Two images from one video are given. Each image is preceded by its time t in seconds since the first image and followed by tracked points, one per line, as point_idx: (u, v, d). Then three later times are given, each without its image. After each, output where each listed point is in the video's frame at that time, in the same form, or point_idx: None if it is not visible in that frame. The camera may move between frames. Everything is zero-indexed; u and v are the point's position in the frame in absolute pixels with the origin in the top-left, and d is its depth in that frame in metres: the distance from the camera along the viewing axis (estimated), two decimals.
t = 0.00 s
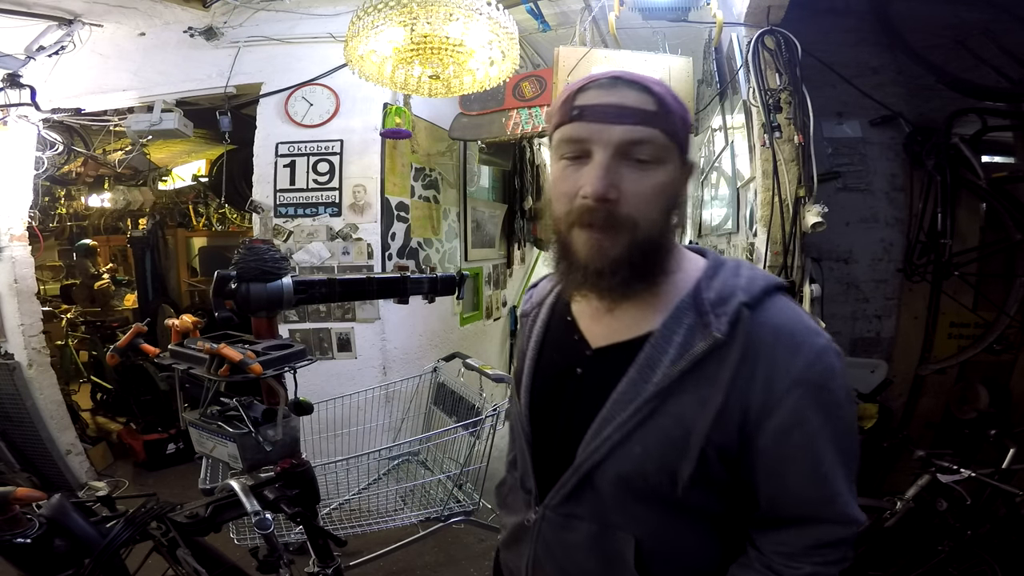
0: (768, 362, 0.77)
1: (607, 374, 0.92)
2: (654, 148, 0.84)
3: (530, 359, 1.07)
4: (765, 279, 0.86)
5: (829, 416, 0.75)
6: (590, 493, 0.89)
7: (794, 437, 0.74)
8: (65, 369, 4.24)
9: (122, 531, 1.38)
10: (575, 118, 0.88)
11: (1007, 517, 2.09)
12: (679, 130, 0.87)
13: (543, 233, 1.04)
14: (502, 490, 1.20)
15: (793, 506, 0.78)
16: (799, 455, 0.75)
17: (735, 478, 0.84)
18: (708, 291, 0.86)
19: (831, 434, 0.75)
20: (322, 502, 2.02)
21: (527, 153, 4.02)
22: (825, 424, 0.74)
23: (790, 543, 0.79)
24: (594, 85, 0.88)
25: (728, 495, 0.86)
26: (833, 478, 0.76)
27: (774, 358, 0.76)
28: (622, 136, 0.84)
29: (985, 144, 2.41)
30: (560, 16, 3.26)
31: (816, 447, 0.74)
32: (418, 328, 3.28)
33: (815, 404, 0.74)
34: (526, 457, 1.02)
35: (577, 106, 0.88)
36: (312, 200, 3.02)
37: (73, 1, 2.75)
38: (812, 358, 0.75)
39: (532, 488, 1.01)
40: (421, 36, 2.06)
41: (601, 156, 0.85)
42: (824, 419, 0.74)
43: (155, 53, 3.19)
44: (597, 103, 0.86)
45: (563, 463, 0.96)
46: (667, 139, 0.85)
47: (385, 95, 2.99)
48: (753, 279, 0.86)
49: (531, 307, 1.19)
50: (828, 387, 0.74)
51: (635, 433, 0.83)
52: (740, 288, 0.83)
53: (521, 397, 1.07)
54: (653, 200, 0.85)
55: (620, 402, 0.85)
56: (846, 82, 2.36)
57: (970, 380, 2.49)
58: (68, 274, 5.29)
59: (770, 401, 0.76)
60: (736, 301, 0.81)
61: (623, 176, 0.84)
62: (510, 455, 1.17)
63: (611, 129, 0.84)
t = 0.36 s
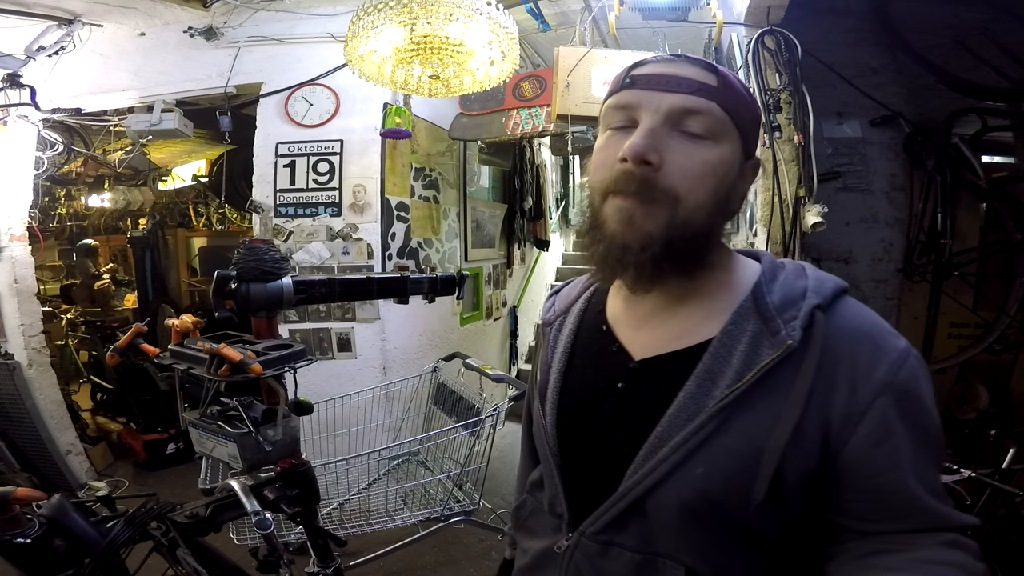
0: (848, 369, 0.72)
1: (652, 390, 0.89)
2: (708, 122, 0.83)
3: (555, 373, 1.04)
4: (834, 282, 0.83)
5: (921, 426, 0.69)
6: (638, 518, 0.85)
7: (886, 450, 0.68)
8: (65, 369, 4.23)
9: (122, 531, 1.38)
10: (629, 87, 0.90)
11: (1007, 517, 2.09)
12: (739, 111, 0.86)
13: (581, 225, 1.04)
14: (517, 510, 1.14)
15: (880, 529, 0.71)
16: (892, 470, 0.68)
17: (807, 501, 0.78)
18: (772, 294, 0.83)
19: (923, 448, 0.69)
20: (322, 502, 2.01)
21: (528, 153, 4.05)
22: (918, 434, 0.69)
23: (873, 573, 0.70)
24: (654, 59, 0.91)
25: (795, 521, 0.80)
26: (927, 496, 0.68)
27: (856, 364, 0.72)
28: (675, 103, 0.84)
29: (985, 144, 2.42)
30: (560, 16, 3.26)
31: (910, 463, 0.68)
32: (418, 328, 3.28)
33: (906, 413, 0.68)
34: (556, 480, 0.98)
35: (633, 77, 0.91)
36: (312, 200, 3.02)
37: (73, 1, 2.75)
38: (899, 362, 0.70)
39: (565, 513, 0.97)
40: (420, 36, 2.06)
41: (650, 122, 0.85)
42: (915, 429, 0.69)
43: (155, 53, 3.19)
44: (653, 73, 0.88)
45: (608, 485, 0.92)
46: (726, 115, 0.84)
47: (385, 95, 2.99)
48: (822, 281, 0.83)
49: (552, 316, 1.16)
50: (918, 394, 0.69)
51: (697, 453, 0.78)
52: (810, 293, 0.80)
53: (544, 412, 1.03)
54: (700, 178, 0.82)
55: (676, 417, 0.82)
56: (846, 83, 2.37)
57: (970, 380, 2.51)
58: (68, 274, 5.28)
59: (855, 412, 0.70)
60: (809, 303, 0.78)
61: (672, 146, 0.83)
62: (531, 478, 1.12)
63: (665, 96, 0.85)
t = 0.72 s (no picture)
0: (862, 376, 0.72)
1: (662, 400, 0.89)
2: (705, 136, 0.82)
3: (561, 384, 1.04)
4: (846, 284, 0.83)
5: (946, 432, 0.67)
6: (651, 529, 0.84)
7: (905, 458, 0.66)
8: (65, 369, 4.23)
9: (122, 531, 1.38)
10: (607, 106, 0.86)
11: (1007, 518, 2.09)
12: (728, 109, 0.84)
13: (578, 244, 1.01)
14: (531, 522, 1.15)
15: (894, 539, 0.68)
16: (914, 480, 0.66)
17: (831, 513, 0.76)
18: (781, 299, 0.82)
19: (950, 455, 0.67)
20: (322, 502, 2.01)
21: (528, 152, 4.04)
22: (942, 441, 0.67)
23: None
24: (623, 68, 0.86)
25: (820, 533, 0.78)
26: (953, 501, 0.66)
27: (868, 370, 0.72)
28: (667, 124, 0.81)
29: (986, 144, 2.42)
30: (560, 16, 3.26)
31: (935, 470, 0.66)
32: (418, 328, 3.28)
33: (925, 418, 0.67)
34: (564, 492, 0.97)
35: (605, 93, 0.86)
36: (312, 200, 3.02)
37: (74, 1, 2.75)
38: (912, 368, 0.70)
39: (575, 526, 0.96)
40: (420, 36, 2.06)
41: (647, 150, 0.82)
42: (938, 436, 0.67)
43: (155, 53, 3.19)
44: (632, 89, 0.84)
45: (620, 495, 0.92)
46: (717, 121, 0.83)
47: (385, 95, 2.99)
48: (833, 284, 0.83)
49: (555, 324, 1.16)
50: (938, 399, 0.68)
51: (709, 465, 0.78)
52: (820, 297, 0.80)
53: (551, 424, 1.02)
54: (709, 197, 0.83)
55: (687, 428, 0.82)
56: (846, 83, 2.36)
57: (970, 380, 2.52)
58: (69, 274, 5.28)
59: (868, 420, 0.70)
60: (819, 309, 0.77)
61: (675, 171, 0.81)
62: (540, 489, 1.12)
63: (655, 117, 0.82)
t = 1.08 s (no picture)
0: (845, 384, 0.69)
1: (649, 399, 0.89)
2: (665, 134, 0.82)
3: (564, 380, 1.06)
4: (842, 289, 0.79)
5: (930, 447, 0.64)
6: (630, 523, 0.85)
7: (885, 473, 0.64)
8: (65, 369, 4.22)
9: (122, 531, 1.38)
10: (569, 119, 0.88)
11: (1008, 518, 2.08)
12: (688, 104, 0.84)
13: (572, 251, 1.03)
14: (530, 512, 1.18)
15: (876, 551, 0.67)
16: (895, 496, 0.63)
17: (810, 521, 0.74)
18: (772, 302, 0.80)
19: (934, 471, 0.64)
20: (322, 502, 2.00)
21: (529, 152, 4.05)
22: (926, 457, 0.64)
23: None
24: (580, 80, 0.89)
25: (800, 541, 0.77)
26: (935, 519, 0.64)
27: (853, 380, 0.69)
28: (624, 126, 0.82)
29: (986, 144, 2.42)
30: (560, 16, 3.26)
31: (915, 488, 0.63)
32: (418, 328, 3.28)
33: (908, 433, 0.64)
34: (558, 485, 1.00)
35: (567, 105, 0.89)
36: (312, 200, 3.02)
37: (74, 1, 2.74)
38: (901, 380, 0.66)
39: (564, 517, 1.00)
40: (420, 36, 2.06)
41: (609, 155, 0.83)
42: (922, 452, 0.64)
43: (155, 53, 3.19)
44: (589, 97, 0.86)
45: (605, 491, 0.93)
46: (676, 117, 0.82)
47: (385, 96, 2.99)
48: (828, 288, 0.79)
49: (568, 322, 1.18)
50: (925, 414, 0.65)
51: (683, 463, 0.78)
52: (811, 299, 0.77)
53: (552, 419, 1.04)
54: (678, 193, 0.82)
55: (665, 428, 0.81)
56: (846, 83, 2.36)
57: (971, 381, 2.54)
58: (69, 274, 5.28)
59: (848, 432, 0.68)
60: (806, 313, 0.75)
61: (638, 172, 0.82)
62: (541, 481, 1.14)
63: (612, 122, 0.83)
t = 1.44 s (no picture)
0: (805, 368, 0.69)
1: (633, 390, 0.89)
2: (618, 148, 0.85)
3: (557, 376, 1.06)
4: (802, 277, 0.78)
5: (891, 428, 0.64)
6: (619, 512, 0.86)
7: (847, 454, 0.64)
8: (65, 369, 4.22)
9: (122, 532, 1.38)
10: (527, 150, 0.91)
11: (1007, 517, 2.09)
12: (631, 116, 0.87)
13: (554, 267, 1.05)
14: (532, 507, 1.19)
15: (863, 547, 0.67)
16: (860, 477, 0.63)
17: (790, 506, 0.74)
18: (736, 294, 0.80)
19: (900, 452, 0.64)
20: (322, 502, 1.99)
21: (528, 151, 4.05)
22: (889, 437, 0.63)
23: None
24: (528, 111, 0.92)
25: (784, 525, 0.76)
26: (906, 497, 0.64)
27: (811, 363, 0.69)
28: (580, 146, 0.85)
29: (985, 143, 2.42)
30: (559, 15, 3.26)
31: (880, 468, 0.63)
32: (418, 328, 3.28)
33: (868, 415, 0.64)
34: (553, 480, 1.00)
35: (522, 138, 0.92)
36: (311, 200, 3.01)
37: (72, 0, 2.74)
38: (857, 362, 0.66)
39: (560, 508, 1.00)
40: (420, 36, 2.06)
41: (571, 176, 0.86)
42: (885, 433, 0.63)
43: (153, 53, 3.19)
44: (540, 125, 0.89)
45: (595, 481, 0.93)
46: (623, 129, 0.85)
47: (384, 95, 2.99)
48: (788, 278, 0.79)
49: (560, 324, 1.18)
50: (882, 394, 0.64)
51: (662, 451, 0.78)
52: (771, 288, 0.77)
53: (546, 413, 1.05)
54: (642, 200, 0.85)
55: (645, 416, 0.82)
56: (845, 81, 2.36)
57: (970, 379, 2.53)
58: (68, 274, 5.27)
59: (810, 415, 0.67)
60: (765, 302, 0.75)
61: (602, 185, 0.85)
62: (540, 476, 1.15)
63: (568, 143, 0.86)
